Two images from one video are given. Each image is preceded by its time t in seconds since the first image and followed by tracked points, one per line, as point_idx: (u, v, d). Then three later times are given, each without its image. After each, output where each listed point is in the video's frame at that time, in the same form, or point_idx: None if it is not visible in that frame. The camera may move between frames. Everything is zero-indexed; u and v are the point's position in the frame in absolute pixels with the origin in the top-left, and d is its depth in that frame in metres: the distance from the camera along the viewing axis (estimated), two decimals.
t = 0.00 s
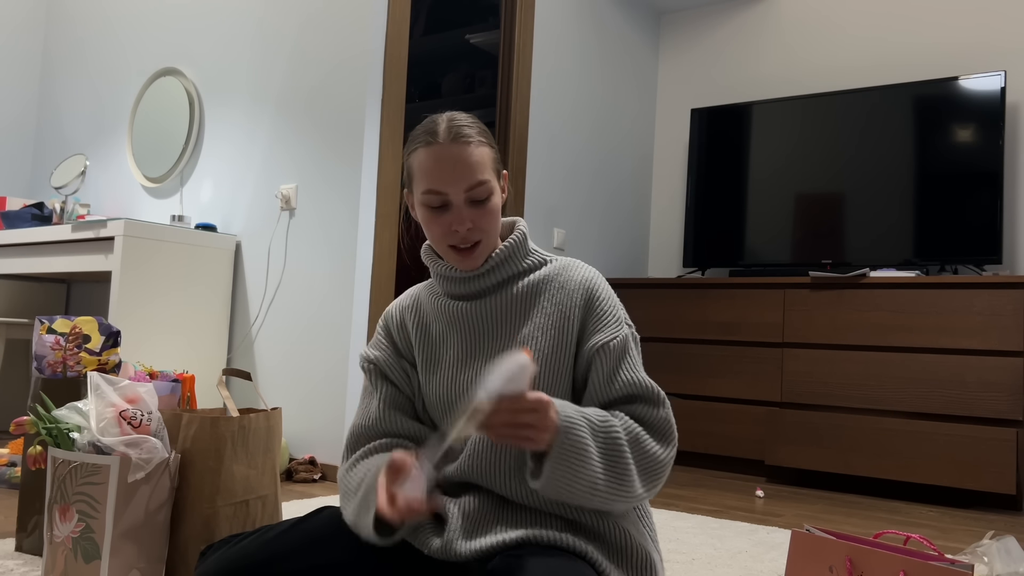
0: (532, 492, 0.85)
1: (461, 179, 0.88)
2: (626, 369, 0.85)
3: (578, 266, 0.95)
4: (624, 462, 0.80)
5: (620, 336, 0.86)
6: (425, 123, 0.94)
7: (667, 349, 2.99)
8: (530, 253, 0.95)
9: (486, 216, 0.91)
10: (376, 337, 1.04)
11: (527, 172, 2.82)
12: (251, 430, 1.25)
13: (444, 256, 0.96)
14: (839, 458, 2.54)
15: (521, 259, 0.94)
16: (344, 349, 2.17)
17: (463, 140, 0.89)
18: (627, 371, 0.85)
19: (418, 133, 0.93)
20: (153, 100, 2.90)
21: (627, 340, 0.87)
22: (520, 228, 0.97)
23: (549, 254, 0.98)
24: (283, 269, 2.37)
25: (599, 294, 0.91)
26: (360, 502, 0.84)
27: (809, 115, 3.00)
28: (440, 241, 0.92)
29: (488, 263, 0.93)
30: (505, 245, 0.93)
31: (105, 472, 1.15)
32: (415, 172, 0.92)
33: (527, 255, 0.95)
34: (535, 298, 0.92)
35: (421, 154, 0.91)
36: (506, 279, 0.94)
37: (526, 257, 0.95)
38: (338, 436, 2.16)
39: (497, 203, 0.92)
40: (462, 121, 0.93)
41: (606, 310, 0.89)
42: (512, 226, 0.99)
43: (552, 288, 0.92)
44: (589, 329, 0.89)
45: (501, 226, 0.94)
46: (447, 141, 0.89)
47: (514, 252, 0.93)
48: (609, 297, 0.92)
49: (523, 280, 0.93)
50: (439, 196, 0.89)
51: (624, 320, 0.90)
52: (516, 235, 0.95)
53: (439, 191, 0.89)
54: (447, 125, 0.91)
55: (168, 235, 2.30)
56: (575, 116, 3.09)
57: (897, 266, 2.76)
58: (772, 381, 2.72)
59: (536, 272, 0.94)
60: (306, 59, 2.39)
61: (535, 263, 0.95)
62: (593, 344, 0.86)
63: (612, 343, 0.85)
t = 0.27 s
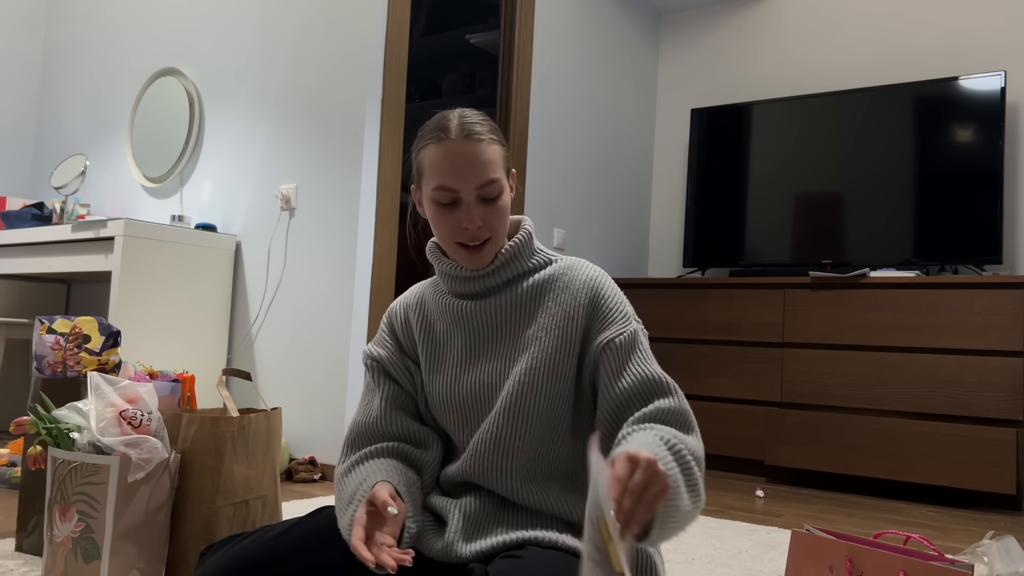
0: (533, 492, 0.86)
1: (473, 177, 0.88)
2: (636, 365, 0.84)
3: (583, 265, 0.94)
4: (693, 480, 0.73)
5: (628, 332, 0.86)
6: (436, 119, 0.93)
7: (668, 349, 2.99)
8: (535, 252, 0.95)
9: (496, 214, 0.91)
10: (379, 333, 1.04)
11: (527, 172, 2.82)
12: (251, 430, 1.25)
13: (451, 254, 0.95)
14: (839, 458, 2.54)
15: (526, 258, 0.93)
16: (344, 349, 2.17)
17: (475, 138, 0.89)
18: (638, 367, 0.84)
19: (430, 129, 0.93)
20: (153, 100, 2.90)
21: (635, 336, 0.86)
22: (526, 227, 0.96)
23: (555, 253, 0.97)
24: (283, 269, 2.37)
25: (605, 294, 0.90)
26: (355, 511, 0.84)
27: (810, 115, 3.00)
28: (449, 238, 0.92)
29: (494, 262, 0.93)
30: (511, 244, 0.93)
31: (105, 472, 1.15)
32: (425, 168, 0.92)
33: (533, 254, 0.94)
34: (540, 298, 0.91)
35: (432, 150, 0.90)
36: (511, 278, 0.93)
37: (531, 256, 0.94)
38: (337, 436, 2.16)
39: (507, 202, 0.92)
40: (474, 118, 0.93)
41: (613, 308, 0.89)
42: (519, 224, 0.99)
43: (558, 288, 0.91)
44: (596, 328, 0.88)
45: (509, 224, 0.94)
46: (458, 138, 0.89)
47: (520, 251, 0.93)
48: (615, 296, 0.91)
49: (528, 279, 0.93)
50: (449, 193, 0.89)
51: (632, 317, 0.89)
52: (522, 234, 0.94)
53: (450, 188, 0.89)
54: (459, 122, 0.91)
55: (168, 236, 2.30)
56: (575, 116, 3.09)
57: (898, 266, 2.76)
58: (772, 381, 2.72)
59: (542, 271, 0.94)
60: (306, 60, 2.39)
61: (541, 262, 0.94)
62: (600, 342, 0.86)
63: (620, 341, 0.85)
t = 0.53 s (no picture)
0: (532, 494, 0.86)
1: (479, 182, 0.88)
2: (639, 377, 0.84)
3: (588, 269, 0.94)
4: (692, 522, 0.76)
5: (632, 341, 0.85)
6: (441, 120, 0.93)
7: (667, 349, 2.99)
8: (540, 254, 0.95)
9: (501, 219, 0.90)
10: (381, 332, 1.04)
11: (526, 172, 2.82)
12: (251, 430, 1.25)
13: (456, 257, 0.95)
14: (838, 458, 2.54)
15: (531, 261, 0.93)
16: (343, 349, 2.17)
17: (482, 141, 0.89)
18: (640, 379, 0.84)
19: (434, 130, 0.92)
20: (153, 100, 2.90)
21: (639, 346, 0.86)
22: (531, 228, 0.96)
23: (559, 255, 0.97)
24: (283, 269, 2.37)
25: (608, 299, 0.90)
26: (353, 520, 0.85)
27: (809, 115, 3.00)
28: (454, 242, 0.91)
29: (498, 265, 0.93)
30: (516, 247, 0.93)
31: (105, 472, 1.15)
32: (430, 171, 0.91)
33: (537, 256, 0.94)
34: (544, 301, 0.91)
35: (438, 153, 0.90)
36: (514, 281, 0.93)
37: (536, 259, 0.94)
38: (337, 436, 2.16)
39: (512, 206, 0.91)
40: (479, 120, 0.92)
41: (616, 315, 0.88)
42: (524, 224, 0.99)
43: (562, 292, 0.91)
44: (599, 335, 0.88)
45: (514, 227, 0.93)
46: (464, 141, 0.88)
47: (524, 253, 0.93)
48: (619, 301, 0.91)
49: (532, 282, 0.93)
50: (455, 198, 0.89)
51: (635, 324, 0.89)
52: (527, 236, 0.94)
53: (456, 193, 0.89)
54: (465, 124, 0.91)
55: (168, 235, 2.30)
56: (575, 116, 3.09)
57: (897, 266, 2.76)
58: (772, 381, 2.72)
59: (546, 274, 0.94)
60: (306, 60, 2.39)
61: (545, 264, 0.94)
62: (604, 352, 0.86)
63: (624, 351, 0.85)
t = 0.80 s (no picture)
0: (532, 496, 0.86)
1: (483, 182, 0.88)
2: (637, 383, 0.85)
3: (588, 271, 0.94)
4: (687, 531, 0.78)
5: (632, 346, 0.86)
6: (444, 119, 0.93)
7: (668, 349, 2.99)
8: (541, 255, 0.95)
9: (504, 219, 0.90)
10: (380, 332, 1.04)
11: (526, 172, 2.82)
12: (251, 430, 1.25)
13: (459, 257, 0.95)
14: (839, 459, 2.54)
15: (532, 262, 0.93)
16: (343, 348, 2.18)
17: (485, 141, 0.89)
18: (639, 385, 0.85)
19: (437, 129, 0.92)
20: (153, 100, 2.90)
21: (638, 351, 0.86)
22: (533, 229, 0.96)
23: (559, 255, 0.97)
24: (283, 269, 2.37)
25: (608, 301, 0.90)
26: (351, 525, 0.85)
27: (809, 115, 3.00)
28: (457, 242, 0.91)
29: (501, 265, 0.93)
30: (517, 248, 0.93)
31: (105, 472, 1.15)
32: (433, 170, 0.91)
33: (538, 257, 0.94)
34: (544, 303, 0.91)
35: (441, 153, 0.90)
36: (514, 282, 0.93)
37: (537, 260, 0.94)
38: (338, 436, 2.16)
39: (515, 206, 0.91)
40: (482, 120, 0.92)
41: (616, 318, 0.89)
42: (526, 224, 0.99)
43: (562, 294, 0.91)
44: (599, 338, 0.88)
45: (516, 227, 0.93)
46: (467, 140, 0.88)
47: (526, 253, 0.93)
48: (619, 303, 0.91)
49: (532, 283, 0.93)
50: (458, 197, 0.89)
51: (634, 327, 0.89)
52: (529, 237, 0.94)
53: (459, 192, 0.89)
54: (468, 123, 0.91)
55: (168, 236, 2.30)
56: (575, 116, 3.09)
57: (898, 266, 2.76)
58: (772, 381, 2.72)
59: (547, 274, 0.94)
60: (306, 60, 2.39)
61: (546, 265, 0.94)
62: (604, 356, 0.86)
63: (623, 356, 0.85)
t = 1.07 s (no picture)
0: (532, 495, 0.86)
1: (482, 176, 0.88)
2: (637, 381, 0.85)
3: (588, 268, 0.94)
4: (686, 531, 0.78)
5: (631, 345, 0.86)
6: (444, 116, 0.94)
7: (668, 349, 2.99)
8: (540, 253, 0.95)
9: (503, 214, 0.90)
10: (379, 334, 1.04)
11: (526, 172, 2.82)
12: (251, 430, 1.25)
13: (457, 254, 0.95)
14: (839, 459, 2.54)
15: (531, 260, 0.93)
16: (343, 347, 2.18)
17: (484, 136, 0.89)
18: (638, 384, 0.85)
19: (437, 125, 0.93)
20: (153, 100, 2.90)
21: (637, 349, 0.86)
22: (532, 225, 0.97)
23: (559, 254, 0.97)
24: (283, 269, 2.37)
25: (608, 300, 0.90)
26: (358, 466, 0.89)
27: (809, 115, 3.00)
28: (456, 237, 0.91)
29: (500, 261, 0.93)
30: (515, 246, 0.93)
31: (105, 472, 1.15)
32: (432, 165, 0.92)
33: (537, 255, 0.94)
34: (543, 301, 0.91)
35: (441, 147, 0.90)
36: (514, 280, 0.93)
37: (536, 258, 0.94)
38: (337, 436, 2.16)
39: (514, 202, 0.92)
40: (483, 116, 0.93)
41: (615, 316, 0.89)
42: (525, 222, 0.99)
43: (562, 292, 0.91)
44: (598, 337, 0.88)
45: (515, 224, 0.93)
46: (467, 135, 0.89)
47: (525, 251, 0.93)
48: (618, 302, 0.91)
49: (531, 281, 0.93)
50: (457, 191, 0.89)
51: (633, 326, 0.89)
52: (527, 234, 0.94)
53: (458, 186, 0.89)
54: (467, 119, 0.92)
55: (168, 236, 2.30)
56: (575, 116, 3.09)
57: (897, 266, 2.76)
58: (772, 381, 2.72)
59: (546, 273, 0.94)
60: (306, 60, 2.39)
61: (545, 263, 0.94)
62: (604, 354, 0.86)
63: (623, 354, 0.85)
